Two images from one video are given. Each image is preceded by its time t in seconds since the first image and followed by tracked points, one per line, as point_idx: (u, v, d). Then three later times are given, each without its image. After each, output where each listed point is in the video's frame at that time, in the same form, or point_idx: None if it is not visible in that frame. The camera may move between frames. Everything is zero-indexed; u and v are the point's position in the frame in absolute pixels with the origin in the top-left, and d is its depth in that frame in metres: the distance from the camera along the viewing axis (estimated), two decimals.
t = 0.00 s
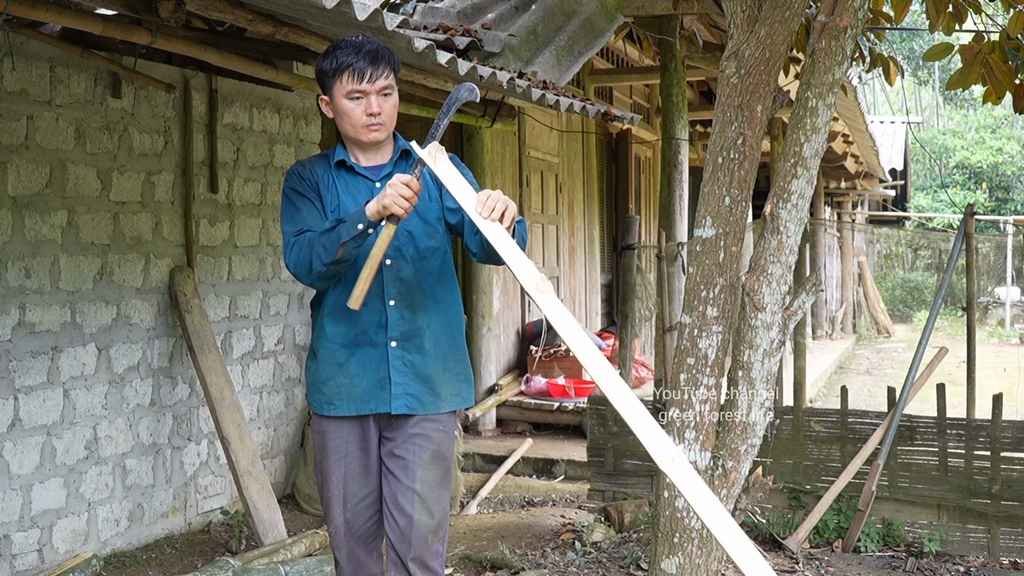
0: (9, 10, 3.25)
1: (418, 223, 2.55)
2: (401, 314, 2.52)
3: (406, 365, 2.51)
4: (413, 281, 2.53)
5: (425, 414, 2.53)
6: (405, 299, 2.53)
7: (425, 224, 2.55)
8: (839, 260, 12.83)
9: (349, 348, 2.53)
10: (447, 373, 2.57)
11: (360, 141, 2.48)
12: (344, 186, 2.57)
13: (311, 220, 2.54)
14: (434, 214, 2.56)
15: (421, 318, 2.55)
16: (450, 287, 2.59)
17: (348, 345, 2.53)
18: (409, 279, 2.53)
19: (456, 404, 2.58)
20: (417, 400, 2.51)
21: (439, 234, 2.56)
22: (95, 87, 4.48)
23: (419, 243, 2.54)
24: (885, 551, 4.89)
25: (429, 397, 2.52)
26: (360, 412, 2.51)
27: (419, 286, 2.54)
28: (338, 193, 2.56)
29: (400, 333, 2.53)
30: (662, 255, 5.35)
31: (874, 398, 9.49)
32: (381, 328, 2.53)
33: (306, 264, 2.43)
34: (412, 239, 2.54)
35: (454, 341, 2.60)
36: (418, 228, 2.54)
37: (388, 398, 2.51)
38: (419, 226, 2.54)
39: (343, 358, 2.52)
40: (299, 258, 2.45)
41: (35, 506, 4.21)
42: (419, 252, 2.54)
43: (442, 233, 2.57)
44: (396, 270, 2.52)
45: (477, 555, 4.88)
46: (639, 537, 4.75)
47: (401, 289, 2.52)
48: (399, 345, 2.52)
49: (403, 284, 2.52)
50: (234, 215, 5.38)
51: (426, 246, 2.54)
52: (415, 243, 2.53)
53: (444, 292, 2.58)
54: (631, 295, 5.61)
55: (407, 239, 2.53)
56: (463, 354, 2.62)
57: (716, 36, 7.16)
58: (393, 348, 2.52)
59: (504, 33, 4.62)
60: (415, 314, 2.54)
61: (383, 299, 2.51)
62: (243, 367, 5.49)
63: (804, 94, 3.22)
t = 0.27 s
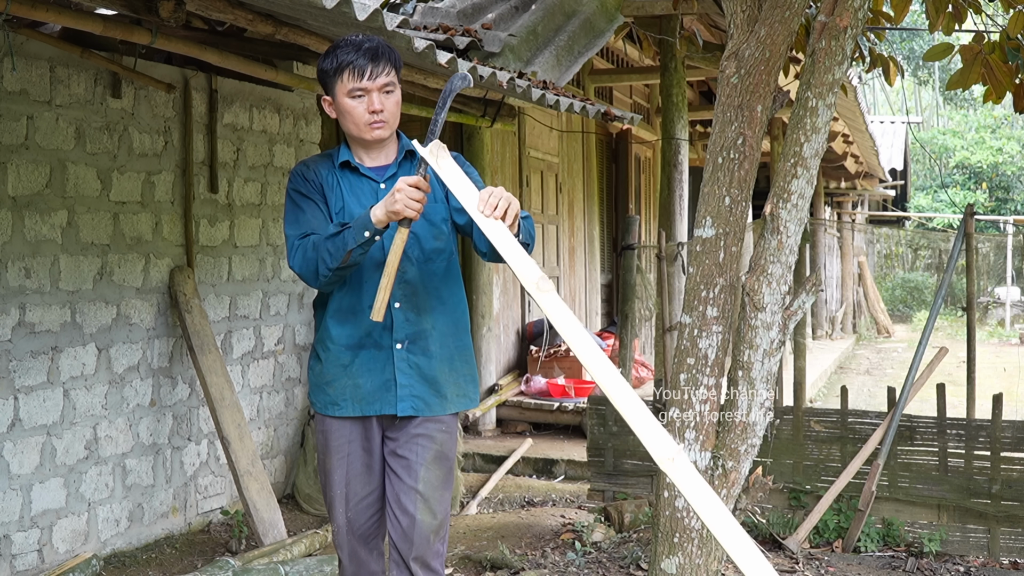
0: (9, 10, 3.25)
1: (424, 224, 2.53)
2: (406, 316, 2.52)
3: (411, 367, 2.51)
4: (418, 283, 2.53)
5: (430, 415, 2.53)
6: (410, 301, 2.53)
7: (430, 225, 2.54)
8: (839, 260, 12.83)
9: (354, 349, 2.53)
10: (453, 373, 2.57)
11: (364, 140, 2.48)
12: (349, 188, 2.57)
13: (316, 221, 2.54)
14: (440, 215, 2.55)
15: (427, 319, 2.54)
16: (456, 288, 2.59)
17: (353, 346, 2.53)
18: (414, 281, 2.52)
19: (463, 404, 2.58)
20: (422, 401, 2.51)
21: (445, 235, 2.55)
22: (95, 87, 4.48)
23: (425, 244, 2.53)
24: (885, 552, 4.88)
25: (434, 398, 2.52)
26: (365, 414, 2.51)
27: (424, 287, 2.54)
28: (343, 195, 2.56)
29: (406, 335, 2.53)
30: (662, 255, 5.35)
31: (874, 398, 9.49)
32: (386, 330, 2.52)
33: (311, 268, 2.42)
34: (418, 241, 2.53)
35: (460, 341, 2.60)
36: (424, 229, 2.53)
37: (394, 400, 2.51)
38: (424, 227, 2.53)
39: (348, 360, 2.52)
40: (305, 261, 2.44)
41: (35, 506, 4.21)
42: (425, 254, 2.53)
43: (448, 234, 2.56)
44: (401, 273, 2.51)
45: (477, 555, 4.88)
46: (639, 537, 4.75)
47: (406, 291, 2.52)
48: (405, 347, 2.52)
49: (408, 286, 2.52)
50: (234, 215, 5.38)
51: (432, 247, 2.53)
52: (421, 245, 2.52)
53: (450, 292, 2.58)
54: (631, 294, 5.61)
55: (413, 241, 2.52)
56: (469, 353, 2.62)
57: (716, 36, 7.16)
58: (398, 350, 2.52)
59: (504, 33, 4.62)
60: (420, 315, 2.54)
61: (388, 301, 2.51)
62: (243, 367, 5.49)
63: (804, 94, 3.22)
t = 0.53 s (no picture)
0: (9, 10, 3.26)
1: (426, 225, 2.52)
2: (400, 316, 2.51)
3: (403, 368, 2.50)
4: (414, 284, 2.50)
5: (418, 416, 2.52)
6: (405, 301, 2.51)
7: (432, 227, 2.52)
8: (839, 260, 12.83)
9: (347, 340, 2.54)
10: (449, 377, 2.54)
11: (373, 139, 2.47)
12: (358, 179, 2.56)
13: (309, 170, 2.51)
14: (443, 217, 2.53)
15: (422, 320, 2.53)
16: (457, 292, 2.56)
17: (345, 335, 2.55)
18: (412, 281, 2.50)
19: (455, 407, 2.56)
20: (412, 402, 2.51)
21: (447, 238, 2.53)
22: (94, 87, 4.48)
23: (425, 246, 2.51)
24: (885, 551, 4.89)
25: (424, 400, 2.51)
26: (348, 404, 2.54)
27: (422, 289, 2.51)
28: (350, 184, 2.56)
29: (399, 334, 2.52)
30: (662, 255, 5.35)
31: (875, 398, 9.50)
32: (379, 327, 2.52)
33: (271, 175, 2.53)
34: (418, 241, 2.51)
35: (458, 345, 2.57)
36: (425, 231, 2.51)
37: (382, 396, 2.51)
38: (425, 229, 2.51)
39: (338, 347, 2.55)
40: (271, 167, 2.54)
41: (35, 506, 4.21)
42: (424, 255, 2.50)
43: (450, 237, 2.53)
44: (398, 272, 2.49)
45: (477, 555, 4.88)
46: (639, 537, 4.75)
47: (402, 291, 2.50)
48: (397, 346, 2.52)
49: (404, 286, 2.50)
50: (234, 215, 5.38)
51: (432, 249, 2.51)
52: (421, 246, 2.50)
53: (451, 295, 2.55)
54: (631, 295, 5.60)
55: (413, 241, 2.50)
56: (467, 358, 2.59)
57: (716, 36, 7.16)
58: (390, 348, 2.51)
59: (504, 33, 4.62)
60: (415, 317, 2.52)
61: (383, 299, 2.49)
62: (243, 367, 5.49)
63: (804, 94, 3.22)
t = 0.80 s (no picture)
0: (8, 10, 3.25)
1: (417, 223, 2.51)
2: (386, 316, 2.52)
3: (388, 367, 2.51)
4: (402, 284, 2.51)
5: (404, 417, 2.52)
6: (392, 300, 2.51)
7: (422, 224, 2.52)
8: (839, 260, 12.83)
9: (335, 337, 2.57)
10: (437, 378, 2.53)
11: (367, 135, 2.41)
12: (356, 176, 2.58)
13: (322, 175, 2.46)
14: (432, 216, 2.52)
15: (409, 321, 2.53)
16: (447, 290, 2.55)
17: (333, 333, 2.57)
18: (400, 280, 2.51)
19: (441, 409, 2.54)
20: (397, 402, 2.51)
21: (437, 238, 2.52)
22: (94, 87, 4.48)
23: (415, 244, 2.51)
24: (885, 551, 4.89)
25: (408, 401, 2.51)
26: (333, 401, 2.55)
27: (409, 288, 2.51)
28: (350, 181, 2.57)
29: (385, 334, 2.52)
30: (662, 255, 5.35)
31: (875, 398, 9.50)
32: (366, 326, 2.53)
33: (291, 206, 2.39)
34: (408, 240, 2.51)
35: (447, 347, 2.56)
36: (416, 229, 2.51)
37: (365, 396, 2.53)
38: (415, 228, 2.51)
39: (327, 345, 2.57)
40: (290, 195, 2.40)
41: (35, 506, 4.21)
42: (414, 254, 2.51)
43: (441, 236, 2.53)
44: (387, 271, 2.50)
45: (477, 555, 4.88)
46: (639, 537, 4.75)
47: (390, 290, 2.50)
48: (383, 346, 2.53)
49: (392, 285, 2.50)
50: (234, 215, 5.38)
51: (422, 248, 2.51)
52: (412, 244, 2.51)
53: (440, 296, 2.54)
54: (631, 295, 5.60)
55: (403, 240, 2.51)
56: (456, 360, 2.57)
57: (716, 36, 7.15)
58: (376, 348, 2.52)
59: (504, 33, 4.62)
60: (401, 316, 2.52)
61: (370, 299, 2.51)
62: (243, 367, 5.49)
63: (804, 94, 3.22)
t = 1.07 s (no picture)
0: (8, 11, 3.26)
1: (432, 228, 2.48)
2: (411, 324, 2.50)
3: (417, 375, 2.50)
4: (424, 290, 2.49)
5: (439, 422, 2.53)
6: (414, 307, 2.50)
7: (438, 229, 2.49)
8: (839, 259, 12.83)
9: (357, 352, 2.52)
10: (465, 377, 2.58)
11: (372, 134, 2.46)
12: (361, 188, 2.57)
13: (321, 196, 2.46)
14: (449, 218, 2.49)
15: (433, 325, 2.52)
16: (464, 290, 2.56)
17: (354, 349, 2.52)
18: (421, 287, 2.49)
19: (469, 409, 2.59)
20: (430, 408, 2.51)
21: (453, 239, 2.50)
22: (95, 87, 4.48)
23: (433, 250, 2.48)
24: (885, 552, 4.89)
25: (441, 405, 2.53)
26: (366, 419, 2.52)
27: (430, 293, 2.50)
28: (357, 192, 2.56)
29: (411, 342, 2.51)
30: (662, 255, 5.35)
31: (874, 398, 9.50)
32: (391, 337, 2.50)
33: (303, 240, 2.34)
34: (425, 245, 2.48)
35: (469, 346, 2.60)
36: (432, 233, 2.48)
37: (399, 408, 2.51)
38: (431, 232, 2.48)
39: (349, 362, 2.53)
40: (299, 228, 2.36)
41: (35, 506, 4.21)
42: (433, 259, 2.49)
43: (456, 236, 2.51)
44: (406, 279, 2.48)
45: (477, 555, 4.88)
46: (639, 537, 4.75)
47: (412, 299, 2.48)
48: (409, 354, 2.51)
49: (414, 293, 2.48)
50: (234, 215, 5.38)
51: (441, 252, 2.49)
52: (428, 250, 2.48)
53: (459, 297, 2.55)
54: (631, 295, 5.61)
55: (420, 246, 2.47)
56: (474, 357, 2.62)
57: (716, 36, 7.15)
58: (403, 357, 2.51)
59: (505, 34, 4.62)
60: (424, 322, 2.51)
61: (392, 308, 2.48)
62: (243, 367, 5.49)
63: (804, 94, 3.22)
